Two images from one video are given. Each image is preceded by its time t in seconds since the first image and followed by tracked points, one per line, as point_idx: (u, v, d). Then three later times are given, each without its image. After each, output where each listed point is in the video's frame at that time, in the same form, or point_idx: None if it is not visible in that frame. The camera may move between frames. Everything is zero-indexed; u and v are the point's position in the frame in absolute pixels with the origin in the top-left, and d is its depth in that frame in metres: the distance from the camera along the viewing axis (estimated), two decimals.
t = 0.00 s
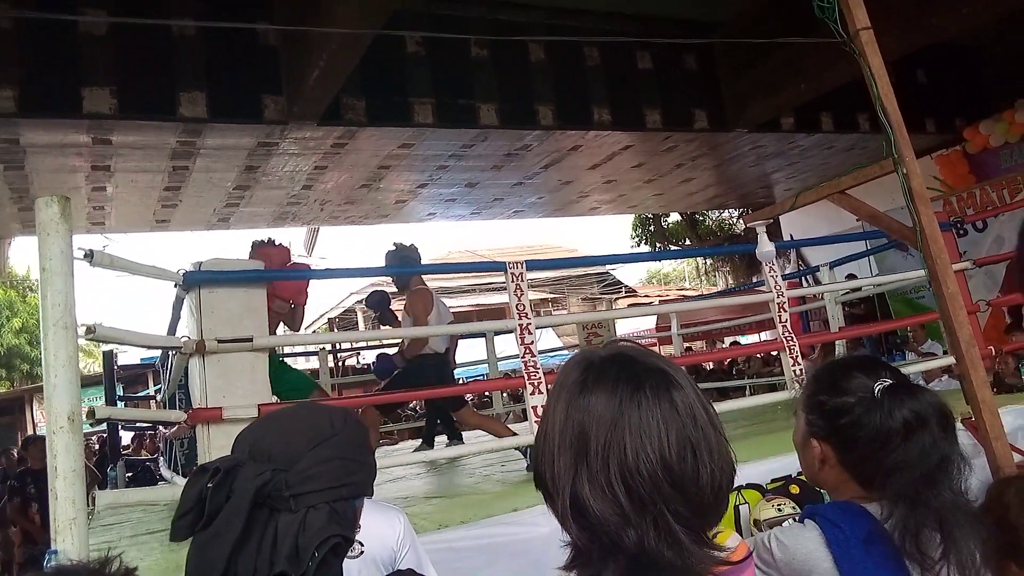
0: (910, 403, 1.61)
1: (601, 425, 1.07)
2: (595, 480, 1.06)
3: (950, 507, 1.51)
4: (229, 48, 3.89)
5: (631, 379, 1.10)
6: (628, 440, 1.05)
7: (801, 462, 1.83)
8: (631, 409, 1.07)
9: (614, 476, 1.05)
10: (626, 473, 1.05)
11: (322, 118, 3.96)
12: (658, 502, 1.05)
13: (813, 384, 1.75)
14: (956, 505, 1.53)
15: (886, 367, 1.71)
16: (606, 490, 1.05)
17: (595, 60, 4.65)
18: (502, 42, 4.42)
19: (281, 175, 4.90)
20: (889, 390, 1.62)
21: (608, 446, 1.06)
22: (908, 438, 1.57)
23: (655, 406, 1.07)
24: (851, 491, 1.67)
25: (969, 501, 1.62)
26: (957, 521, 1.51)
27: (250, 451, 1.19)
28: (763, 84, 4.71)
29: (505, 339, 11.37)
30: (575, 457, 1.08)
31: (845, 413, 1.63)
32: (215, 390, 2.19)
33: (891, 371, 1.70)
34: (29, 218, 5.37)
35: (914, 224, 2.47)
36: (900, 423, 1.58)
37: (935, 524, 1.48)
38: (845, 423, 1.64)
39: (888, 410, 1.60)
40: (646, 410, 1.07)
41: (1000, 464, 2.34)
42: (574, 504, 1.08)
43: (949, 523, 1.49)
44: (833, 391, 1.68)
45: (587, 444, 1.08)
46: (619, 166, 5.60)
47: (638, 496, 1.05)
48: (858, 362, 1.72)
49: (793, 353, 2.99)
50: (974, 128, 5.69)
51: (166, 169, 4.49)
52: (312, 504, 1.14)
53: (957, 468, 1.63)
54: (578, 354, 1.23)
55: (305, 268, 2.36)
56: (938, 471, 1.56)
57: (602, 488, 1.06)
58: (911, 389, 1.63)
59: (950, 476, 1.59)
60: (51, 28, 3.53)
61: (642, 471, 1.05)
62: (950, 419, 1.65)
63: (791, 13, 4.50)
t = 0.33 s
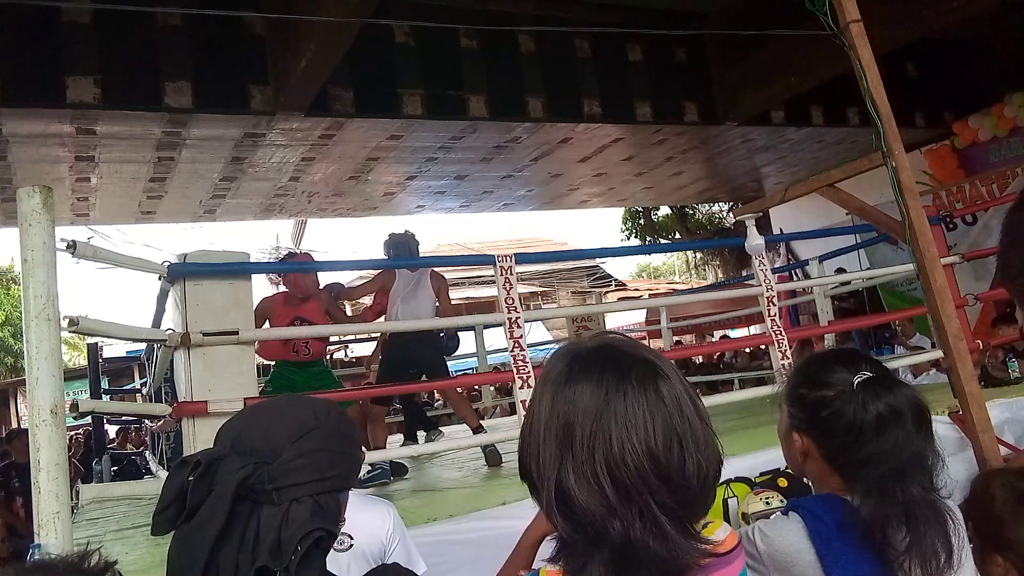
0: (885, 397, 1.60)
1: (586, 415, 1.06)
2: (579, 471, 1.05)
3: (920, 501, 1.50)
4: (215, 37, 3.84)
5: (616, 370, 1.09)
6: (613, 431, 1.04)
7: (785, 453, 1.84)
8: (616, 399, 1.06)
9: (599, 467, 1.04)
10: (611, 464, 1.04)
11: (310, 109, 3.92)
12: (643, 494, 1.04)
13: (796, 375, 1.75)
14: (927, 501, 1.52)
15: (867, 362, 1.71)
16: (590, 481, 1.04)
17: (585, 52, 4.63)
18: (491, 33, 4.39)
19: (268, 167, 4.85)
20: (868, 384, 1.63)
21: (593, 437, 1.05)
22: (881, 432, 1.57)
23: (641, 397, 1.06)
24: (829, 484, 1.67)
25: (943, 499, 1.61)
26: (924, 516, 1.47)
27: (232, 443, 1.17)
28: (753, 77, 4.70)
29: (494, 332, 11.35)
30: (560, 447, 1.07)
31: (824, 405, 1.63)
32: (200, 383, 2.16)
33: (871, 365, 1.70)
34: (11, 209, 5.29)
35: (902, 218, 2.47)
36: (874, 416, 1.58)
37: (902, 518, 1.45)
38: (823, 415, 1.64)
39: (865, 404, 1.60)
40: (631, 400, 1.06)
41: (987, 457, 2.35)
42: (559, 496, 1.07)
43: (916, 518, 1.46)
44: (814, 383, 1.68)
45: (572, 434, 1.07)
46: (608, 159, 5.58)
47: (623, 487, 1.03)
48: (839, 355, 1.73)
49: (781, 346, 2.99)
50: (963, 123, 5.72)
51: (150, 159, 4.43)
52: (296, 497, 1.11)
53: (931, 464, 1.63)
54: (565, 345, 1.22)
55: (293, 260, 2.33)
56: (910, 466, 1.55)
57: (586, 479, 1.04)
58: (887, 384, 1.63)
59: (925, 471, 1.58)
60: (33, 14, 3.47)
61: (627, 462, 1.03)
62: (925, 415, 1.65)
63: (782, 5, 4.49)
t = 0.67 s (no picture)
0: (883, 395, 1.61)
1: (577, 411, 1.06)
2: (570, 468, 1.05)
3: (920, 500, 1.50)
4: (205, 34, 3.82)
5: (607, 365, 1.09)
6: (604, 427, 1.04)
7: (785, 448, 1.86)
8: (607, 394, 1.06)
9: (590, 464, 1.04)
10: (602, 460, 1.04)
11: (302, 107, 3.91)
12: (634, 490, 1.04)
13: (795, 372, 1.77)
14: (928, 499, 1.51)
15: (866, 359, 1.72)
16: (581, 478, 1.04)
17: (577, 49, 4.62)
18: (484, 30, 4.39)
19: (260, 164, 4.83)
20: (867, 382, 1.63)
21: (584, 433, 1.05)
22: (879, 431, 1.57)
23: (632, 392, 1.06)
24: (828, 480, 1.67)
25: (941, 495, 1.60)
26: (925, 512, 1.48)
27: (222, 441, 1.16)
28: (745, 75, 4.71)
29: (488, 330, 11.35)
30: (551, 444, 1.07)
31: (822, 403, 1.65)
32: (192, 382, 2.16)
33: (870, 362, 1.71)
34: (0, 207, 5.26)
35: (894, 214, 2.48)
36: (871, 415, 1.59)
37: (902, 516, 1.45)
38: (822, 412, 1.65)
39: (862, 401, 1.61)
40: (622, 396, 1.06)
41: (979, 452, 2.36)
42: (550, 492, 1.07)
43: (916, 514, 1.47)
44: (813, 380, 1.69)
45: (562, 430, 1.07)
46: (601, 157, 5.58)
47: (614, 483, 1.03)
48: (837, 352, 1.74)
49: (774, 344, 3.00)
50: (954, 120, 5.74)
51: (141, 157, 4.40)
52: (285, 495, 1.11)
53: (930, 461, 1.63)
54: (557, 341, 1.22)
55: (285, 258, 2.32)
56: (910, 463, 1.55)
57: (577, 476, 1.04)
58: (885, 381, 1.64)
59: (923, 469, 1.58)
60: (22, 11, 3.45)
61: (618, 458, 1.03)
62: (924, 412, 1.65)
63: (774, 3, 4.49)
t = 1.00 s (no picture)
0: (880, 407, 1.61)
1: (571, 413, 1.07)
2: (564, 471, 1.05)
3: (911, 513, 1.49)
4: (199, 30, 3.80)
5: (601, 367, 1.09)
6: (598, 430, 1.05)
7: (782, 446, 1.89)
8: (600, 397, 1.07)
9: (583, 467, 1.04)
10: (596, 464, 1.04)
11: (296, 105, 3.90)
12: (628, 493, 1.04)
13: (795, 373, 1.78)
14: (918, 511, 1.50)
15: (867, 367, 1.72)
16: (575, 481, 1.05)
17: (572, 49, 4.63)
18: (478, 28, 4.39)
19: (253, 162, 4.82)
20: (865, 392, 1.63)
21: (578, 436, 1.05)
22: (875, 443, 1.57)
23: (626, 395, 1.07)
24: (821, 480, 1.71)
25: (933, 508, 1.59)
26: (916, 525, 1.48)
27: (216, 441, 1.16)
28: (740, 75, 4.72)
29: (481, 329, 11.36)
30: (545, 446, 1.07)
31: (820, 408, 1.66)
32: (185, 380, 2.15)
33: (870, 369, 1.72)
34: None
35: (889, 217, 2.49)
36: (868, 426, 1.59)
37: (893, 527, 1.45)
38: (820, 417, 1.66)
39: (859, 411, 1.61)
40: (616, 398, 1.06)
41: (970, 455, 2.37)
42: (543, 495, 1.07)
43: (908, 527, 1.47)
44: (812, 385, 1.70)
45: (556, 433, 1.07)
46: (596, 156, 5.59)
47: (607, 487, 1.04)
48: (836, 356, 1.75)
49: (767, 344, 3.01)
50: (947, 123, 5.78)
51: (134, 154, 4.38)
52: (280, 495, 1.11)
53: (924, 476, 1.63)
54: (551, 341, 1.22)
55: (279, 256, 2.32)
56: (904, 476, 1.55)
57: (571, 479, 1.05)
58: (884, 393, 1.64)
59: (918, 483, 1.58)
60: (14, 6, 3.42)
61: (612, 462, 1.04)
62: (921, 425, 1.65)
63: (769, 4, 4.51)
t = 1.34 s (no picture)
0: (882, 413, 1.63)
1: (575, 416, 1.08)
2: (568, 473, 1.07)
3: (912, 519, 1.51)
4: (207, 32, 3.83)
5: (606, 371, 1.11)
6: (602, 433, 1.07)
7: (785, 452, 1.91)
8: (605, 400, 1.08)
9: (587, 469, 1.06)
10: (600, 466, 1.06)
11: (301, 107, 3.92)
12: (631, 496, 1.06)
13: (797, 381, 1.80)
14: (920, 517, 1.52)
15: (870, 374, 1.74)
16: (579, 482, 1.06)
17: (576, 56, 4.66)
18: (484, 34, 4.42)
19: (258, 163, 4.84)
20: (868, 398, 1.65)
21: (582, 439, 1.07)
22: (876, 449, 1.59)
23: (630, 399, 1.09)
24: (823, 487, 1.72)
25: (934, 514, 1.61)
26: (918, 530, 1.49)
27: (222, 439, 1.18)
28: (743, 85, 4.75)
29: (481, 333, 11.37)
30: (549, 449, 1.09)
31: (822, 414, 1.68)
32: (188, 378, 2.17)
33: (873, 376, 1.74)
34: None
35: (890, 227, 2.52)
36: (870, 431, 1.61)
37: (895, 532, 1.47)
38: (823, 423, 1.68)
39: (861, 417, 1.63)
40: (620, 402, 1.08)
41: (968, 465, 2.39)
42: (547, 497, 1.09)
43: (910, 532, 1.48)
44: (815, 391, 1.72)
45: (561, 435, 1.09)
46: (598, 163, 5.62)
47: (611, 489, 1.06)
48: (839, 363, 1.76)
49: (767, 353, 3.03)
50: (948, 135, 5.80)
51: (140, 153, 4.40)
52: (286, 495, 1.14)
53: (925, 483, 1.65)
54: (555, 345, 1.24)
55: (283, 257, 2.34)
56: (905, 482, 1.56)
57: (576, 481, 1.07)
58: (885, 400, 1.66)
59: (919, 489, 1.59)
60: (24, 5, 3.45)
61: (616, 464, 1.06)
62: (922, 432, 1.68)
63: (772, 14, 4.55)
